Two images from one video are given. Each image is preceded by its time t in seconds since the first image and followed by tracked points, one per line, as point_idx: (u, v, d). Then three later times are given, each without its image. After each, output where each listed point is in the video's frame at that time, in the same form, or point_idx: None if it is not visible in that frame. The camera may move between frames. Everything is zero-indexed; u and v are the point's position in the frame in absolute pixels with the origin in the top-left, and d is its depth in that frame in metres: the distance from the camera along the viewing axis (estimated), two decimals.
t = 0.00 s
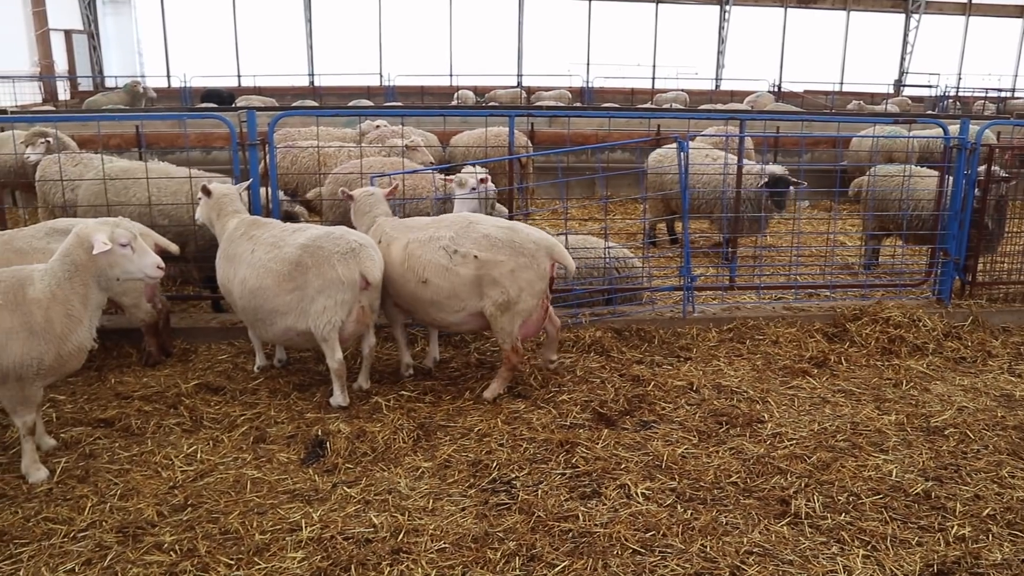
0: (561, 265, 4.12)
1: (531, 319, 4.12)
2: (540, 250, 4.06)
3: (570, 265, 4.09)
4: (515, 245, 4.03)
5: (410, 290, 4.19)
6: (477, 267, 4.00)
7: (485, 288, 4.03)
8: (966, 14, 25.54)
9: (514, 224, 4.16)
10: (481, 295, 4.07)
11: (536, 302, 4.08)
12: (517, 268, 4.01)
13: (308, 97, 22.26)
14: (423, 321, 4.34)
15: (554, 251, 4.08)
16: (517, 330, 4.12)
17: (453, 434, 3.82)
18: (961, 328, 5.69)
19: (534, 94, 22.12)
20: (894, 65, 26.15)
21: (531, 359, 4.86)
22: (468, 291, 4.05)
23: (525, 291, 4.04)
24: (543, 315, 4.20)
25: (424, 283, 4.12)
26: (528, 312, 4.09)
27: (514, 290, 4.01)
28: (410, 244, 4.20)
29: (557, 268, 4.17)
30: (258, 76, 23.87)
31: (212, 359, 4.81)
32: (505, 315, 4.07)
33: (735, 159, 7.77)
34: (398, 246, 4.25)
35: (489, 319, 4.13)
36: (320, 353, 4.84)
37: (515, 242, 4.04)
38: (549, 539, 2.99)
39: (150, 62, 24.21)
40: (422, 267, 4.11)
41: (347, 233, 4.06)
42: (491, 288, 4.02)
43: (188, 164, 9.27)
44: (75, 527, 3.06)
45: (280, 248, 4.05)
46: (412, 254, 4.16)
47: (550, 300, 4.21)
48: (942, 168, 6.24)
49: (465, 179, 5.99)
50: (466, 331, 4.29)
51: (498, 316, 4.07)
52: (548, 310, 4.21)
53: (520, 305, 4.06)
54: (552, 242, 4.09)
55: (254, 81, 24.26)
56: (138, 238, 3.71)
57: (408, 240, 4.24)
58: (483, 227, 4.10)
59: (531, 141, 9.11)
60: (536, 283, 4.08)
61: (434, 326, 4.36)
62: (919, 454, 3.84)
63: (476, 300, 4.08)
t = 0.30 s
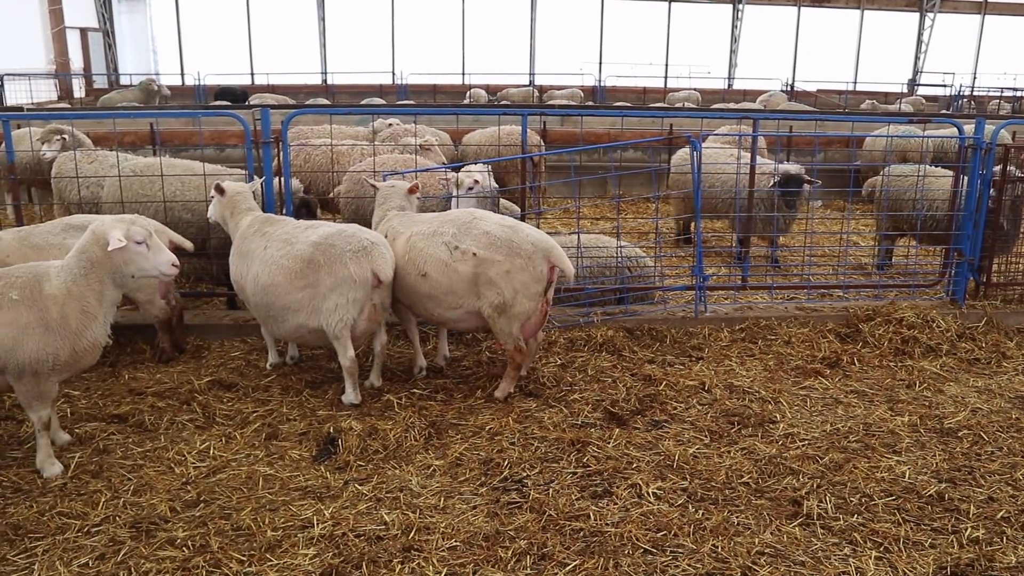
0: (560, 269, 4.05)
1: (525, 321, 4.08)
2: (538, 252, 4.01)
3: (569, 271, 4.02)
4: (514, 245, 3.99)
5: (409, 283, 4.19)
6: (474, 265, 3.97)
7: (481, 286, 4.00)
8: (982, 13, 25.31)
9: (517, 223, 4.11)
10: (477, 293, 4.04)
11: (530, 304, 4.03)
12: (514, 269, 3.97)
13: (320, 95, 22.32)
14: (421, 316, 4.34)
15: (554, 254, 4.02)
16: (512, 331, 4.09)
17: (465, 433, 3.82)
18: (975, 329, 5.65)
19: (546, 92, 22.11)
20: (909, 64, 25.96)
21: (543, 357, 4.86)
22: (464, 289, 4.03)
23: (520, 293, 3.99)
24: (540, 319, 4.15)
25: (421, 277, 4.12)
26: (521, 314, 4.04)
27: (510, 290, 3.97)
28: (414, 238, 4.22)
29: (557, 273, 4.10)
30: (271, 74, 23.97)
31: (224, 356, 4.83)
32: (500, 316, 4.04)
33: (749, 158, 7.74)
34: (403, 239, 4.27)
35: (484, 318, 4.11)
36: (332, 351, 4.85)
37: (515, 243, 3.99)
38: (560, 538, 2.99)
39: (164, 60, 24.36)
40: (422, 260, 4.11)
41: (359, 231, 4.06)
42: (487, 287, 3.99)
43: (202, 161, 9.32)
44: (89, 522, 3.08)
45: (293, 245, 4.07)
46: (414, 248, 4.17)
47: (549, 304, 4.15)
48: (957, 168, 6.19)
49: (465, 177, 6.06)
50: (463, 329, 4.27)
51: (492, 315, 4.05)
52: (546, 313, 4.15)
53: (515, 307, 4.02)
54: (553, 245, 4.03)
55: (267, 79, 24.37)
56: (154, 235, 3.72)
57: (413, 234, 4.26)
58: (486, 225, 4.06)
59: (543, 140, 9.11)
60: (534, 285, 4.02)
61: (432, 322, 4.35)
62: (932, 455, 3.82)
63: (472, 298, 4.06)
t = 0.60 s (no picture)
0: (557, 277, 4.00)
1: (514, 325, 4.07)
2: (536, 257, 3.97)
3: (565, 279, 3.96)
4: (510, 248, 3.96)
5: (409, 275, 4.21)
6: (470, 264, 3.97)
7: (474, 285, 4.00)
8: (995, 13, 25.10)
9: (521, 226, 4.07)
10: (470, 292, 4.04)
11: (521, 309, 4.02)
12: (508, 271, 3.95)
13: (330, 95, 22.38)
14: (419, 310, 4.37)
15: (551, 262, 3.96)
16: (501, 332, 4.09)
17: (472, 431, 3.82)
18: (986, 330, 5.61)
19: (556, 92, 22.09)
20: (921, 64, 25.80)
21: (550, 357, 4.86)
22: (458, 286, 4.03)
23: (512, 297, 3.98)
24: (534, 323, 4.13)
25: (419, 270, 4.14)
26: (511, 317, 4.03)
27: (502, 292, 3.97)
28: (420, 231, 4.25)
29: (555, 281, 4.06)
30: (281, 73, 24.06)
31: (233, 353, 4.85)
32: (489, 316, 4.04)
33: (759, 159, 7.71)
34: (411, 231, 4.31)
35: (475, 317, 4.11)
36: (340, 349, 4.87)
37: (512, 246, 3.96)
38: (566, 537, 2.99)
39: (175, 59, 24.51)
40: (421, 253, 4.13)
41: (366, 230, 4.07)
42: (480, 286, 3.99)
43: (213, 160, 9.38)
44: (98, 517, 3.11)
45: (300, 243, 4.08)
46: (417, 241, 4.20)
47: (547, 309, 4.11)
48: (969, 168, 6.12)
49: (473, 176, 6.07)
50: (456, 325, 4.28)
51: (482, 316, 4.05)
52: (542, 317, 4.13)
53: (507, 309, 4.01)
54: (553, 252, 3.99)
55: (277, 79, 24.46)
56: (167, 237, 3.73)
57: (420, 228, 4.28)
58: (488, 224, 4.05)
59: (552, 139, 9.10)
60: (528, 290, 4.00)
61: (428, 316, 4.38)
62: (942, 457, 3.79)
63: (465, 296, 4.06)
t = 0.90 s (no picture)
0: (535, 295, 3.88)
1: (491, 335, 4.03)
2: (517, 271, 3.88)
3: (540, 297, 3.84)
4: (492, 259, 3.90)
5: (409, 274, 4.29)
6: (454, 269, 3.98)
7: (456, 291, 4.00)
8: (1002, 13, 25.01)
9: (513, 238, 3.99)
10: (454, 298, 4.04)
11: (497, 320, 3.97)
12: (486, 282, 3.91)
13: (336, 94, 22.42)
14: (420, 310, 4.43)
15: (528, 279, 3.84)
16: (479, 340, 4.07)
17: (476, 431, 3.83)
18: (991, 331, 5.59)
19: (561, 92, 22.08)
20: (926, 64, 25.73)
21: (554, 356, 4.86)
22: (444, 290, 4.05)
23: (488, 308, 3.93)
24: (511, 336, 4.05)
25: (416, 270, 4.20)
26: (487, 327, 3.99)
27: (479, 302, 3.94)
28: (426, 232, 4.31)
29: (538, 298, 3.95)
30: (287, 73, 24.11)
31: (237, 352, 4.87)
32: (466, 323, 4.02)
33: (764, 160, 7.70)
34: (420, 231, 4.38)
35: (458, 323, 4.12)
36: (345, 348, 4.88)
37: (495, 256, 3.90)
38: (571, 536, 3.00)
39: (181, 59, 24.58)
40: (419, 254, 4.19)
41: (371, 230, 4.08)
42: (460, 293, 3.98)
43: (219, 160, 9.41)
44: (104, 515, 3.12)
45: (305, 242, 4.09)
46: (420, 242, 4.26)
47: (527, 324, 4.02)
48: (974, 169, 6.07)
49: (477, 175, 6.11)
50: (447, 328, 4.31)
51: (461, 322, 4.04)
52: (520, 332, 4.04)
53: (481, 318, 3.97)
54: (536, 268, 3.87)
55: (282, 78, 24.50)
56: (178, 242, 3.75)
57: (428, 229, 4.34)
58: (480, 233, 4.02)
59: (557, 140, 9.10)
60: (505, 302, 3.94)
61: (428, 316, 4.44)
62: (947, 458, 3.78)
63: (448, 301, 4.07)
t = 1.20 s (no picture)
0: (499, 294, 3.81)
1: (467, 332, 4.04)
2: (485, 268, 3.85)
3: (498, 298, 3.77)
4: (466, 255, 3.93)
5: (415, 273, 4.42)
6: (437, 264, 4.05)
7: (438, 287, 4.06)
8: (1006, 14, 24.94)
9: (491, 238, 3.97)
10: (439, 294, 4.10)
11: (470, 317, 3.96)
12: (458, 277, 3.92)
13: (340, 94, 22.44)
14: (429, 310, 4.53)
15: (491, 278, 3.80)
16: (458, 337, 4.08)
17: (481, 430, 3.83)
18: (996, 332, 5.58)
19: (564, 92, 22.08)
20: (931, 65, 25.69)
21: (559, 356, 4.87)
22: (432, 286, 4.13)
23: (460, 303, 3.94)
24: (485, 335, 4.03)
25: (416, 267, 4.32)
26: (461, 323, 4.00)
27: (452, 297, 3.96)
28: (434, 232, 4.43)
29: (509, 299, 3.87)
30: (290, 73, 24.14)
31: (242, 351, 4.88)
32: (446, 319, 4.06)
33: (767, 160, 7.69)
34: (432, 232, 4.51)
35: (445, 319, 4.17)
36: (349, 348, 4.88)
37: (469, 253, 3.92)
38: (575, 536, 3.00)
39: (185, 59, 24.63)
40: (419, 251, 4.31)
41: (377, 229, 4.09)
42: (440, 288, 4.03)
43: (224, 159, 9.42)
44: (109, 514, 3.13)
45: (312, 241, 4.09)
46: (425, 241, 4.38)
47: (500, 325, 3.97)
48: (978, 170, 6.07)
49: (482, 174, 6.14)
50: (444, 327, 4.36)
51: (443, 317, 4.09)
52: (494, 332, 4.00)
53: (454, 314, 4.00)
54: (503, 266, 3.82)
55: (286, 78, 24.53)
56: (185, 242, 3.77)
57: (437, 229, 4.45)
58: (465, 230, 4.06)
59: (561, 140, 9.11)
60: (475, 300, 3.93)
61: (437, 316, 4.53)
62: (951, 459, 3.78)
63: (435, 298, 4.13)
